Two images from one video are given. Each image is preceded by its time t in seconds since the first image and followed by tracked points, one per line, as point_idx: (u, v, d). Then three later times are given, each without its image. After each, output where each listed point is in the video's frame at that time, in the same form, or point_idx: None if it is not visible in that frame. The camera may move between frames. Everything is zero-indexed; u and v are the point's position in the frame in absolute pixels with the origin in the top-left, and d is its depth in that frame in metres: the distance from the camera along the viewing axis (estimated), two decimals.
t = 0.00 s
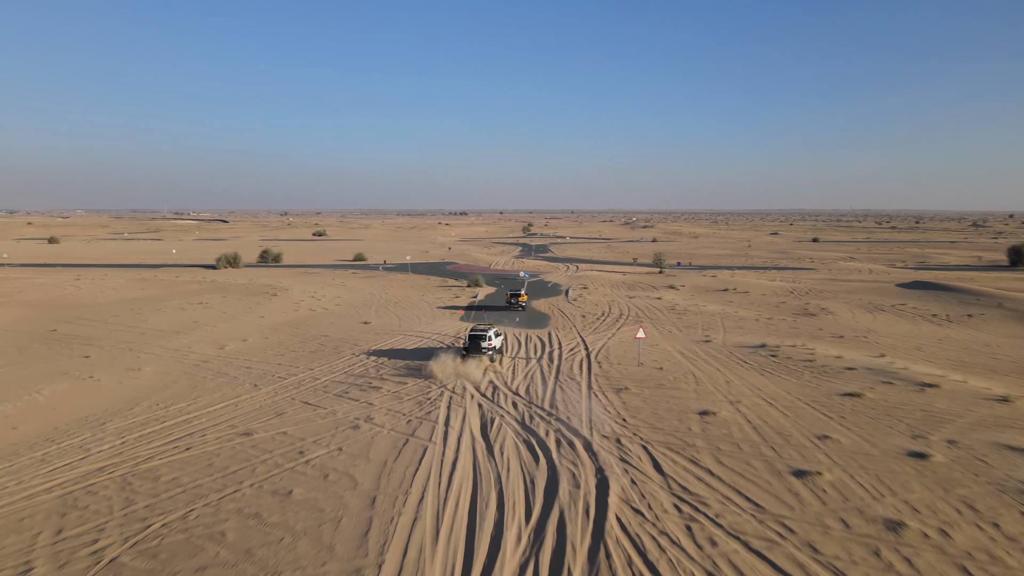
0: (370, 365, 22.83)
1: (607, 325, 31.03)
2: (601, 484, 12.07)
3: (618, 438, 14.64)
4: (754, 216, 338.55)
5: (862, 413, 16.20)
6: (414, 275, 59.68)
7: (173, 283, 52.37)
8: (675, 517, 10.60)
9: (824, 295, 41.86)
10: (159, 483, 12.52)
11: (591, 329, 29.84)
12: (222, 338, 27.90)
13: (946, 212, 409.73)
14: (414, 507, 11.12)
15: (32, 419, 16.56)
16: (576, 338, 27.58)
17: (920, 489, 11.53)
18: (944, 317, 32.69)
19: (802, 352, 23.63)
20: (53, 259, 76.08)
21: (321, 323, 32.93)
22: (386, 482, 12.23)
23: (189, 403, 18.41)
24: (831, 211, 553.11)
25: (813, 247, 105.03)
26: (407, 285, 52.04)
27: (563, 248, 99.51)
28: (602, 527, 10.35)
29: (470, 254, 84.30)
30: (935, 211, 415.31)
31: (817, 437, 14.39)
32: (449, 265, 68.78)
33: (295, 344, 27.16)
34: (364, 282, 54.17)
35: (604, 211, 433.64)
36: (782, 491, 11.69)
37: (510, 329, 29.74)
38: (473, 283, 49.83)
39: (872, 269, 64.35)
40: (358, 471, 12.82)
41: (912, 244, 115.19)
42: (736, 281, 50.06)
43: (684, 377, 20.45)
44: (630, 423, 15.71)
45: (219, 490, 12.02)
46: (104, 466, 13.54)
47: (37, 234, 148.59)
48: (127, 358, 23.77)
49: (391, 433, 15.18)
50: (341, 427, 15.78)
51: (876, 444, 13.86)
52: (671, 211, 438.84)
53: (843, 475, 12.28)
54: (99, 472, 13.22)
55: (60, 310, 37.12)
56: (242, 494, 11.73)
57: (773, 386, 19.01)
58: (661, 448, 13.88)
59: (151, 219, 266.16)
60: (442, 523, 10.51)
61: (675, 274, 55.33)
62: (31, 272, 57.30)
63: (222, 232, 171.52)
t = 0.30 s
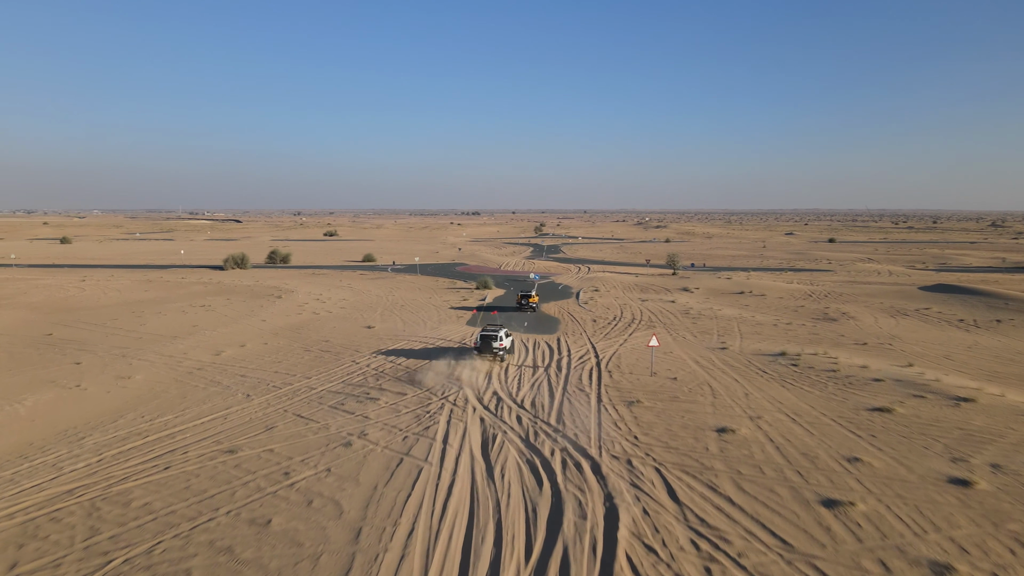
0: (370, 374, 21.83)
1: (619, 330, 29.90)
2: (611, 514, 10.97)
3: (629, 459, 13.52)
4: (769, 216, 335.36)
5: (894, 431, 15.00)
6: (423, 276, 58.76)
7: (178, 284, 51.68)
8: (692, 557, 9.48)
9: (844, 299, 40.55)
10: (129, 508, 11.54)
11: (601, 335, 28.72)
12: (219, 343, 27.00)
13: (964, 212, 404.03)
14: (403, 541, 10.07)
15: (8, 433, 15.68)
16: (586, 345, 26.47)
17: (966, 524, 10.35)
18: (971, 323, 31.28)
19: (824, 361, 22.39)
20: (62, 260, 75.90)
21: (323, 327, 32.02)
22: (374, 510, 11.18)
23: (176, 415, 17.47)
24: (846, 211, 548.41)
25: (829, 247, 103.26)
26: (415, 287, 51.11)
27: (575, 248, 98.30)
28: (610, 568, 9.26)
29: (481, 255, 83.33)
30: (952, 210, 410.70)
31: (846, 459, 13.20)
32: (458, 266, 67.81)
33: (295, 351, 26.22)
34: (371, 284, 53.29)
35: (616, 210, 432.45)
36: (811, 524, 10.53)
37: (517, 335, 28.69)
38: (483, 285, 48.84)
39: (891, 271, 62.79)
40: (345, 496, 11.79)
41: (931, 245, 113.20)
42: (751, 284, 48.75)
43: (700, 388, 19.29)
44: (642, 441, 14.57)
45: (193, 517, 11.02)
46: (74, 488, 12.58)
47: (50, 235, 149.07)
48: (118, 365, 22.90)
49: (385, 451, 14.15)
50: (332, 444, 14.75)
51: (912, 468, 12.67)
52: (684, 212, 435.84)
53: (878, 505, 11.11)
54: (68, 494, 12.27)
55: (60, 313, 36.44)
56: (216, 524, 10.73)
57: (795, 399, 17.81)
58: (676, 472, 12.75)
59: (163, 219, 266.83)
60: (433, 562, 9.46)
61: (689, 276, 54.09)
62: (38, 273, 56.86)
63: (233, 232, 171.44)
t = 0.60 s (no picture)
0: (367, 382, 20.80)
1: (629, 335, 28.79)
2: (620, 549, 9.87)
3: (640, 483, 12.39)
4: (780, 216, 332.88)
5: (928, 451, 13.79)
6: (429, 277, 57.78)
7: (180, 286, 50.86)
8: None
9: (862, 301, 39.24)
10: (91, 539, 10.55)
11: (610, 341, 27.58)
12: (213, 349, 26.03)
13: (978, 212, 399.83)
14: None
15: None
16: (594, 351, 25.36)
17: (1022, 566, 9.16)
18: (997, 328, 29.91)
19: (847, 370, 21.17)
20: (67, 260, 75.47)
21: (322, 331, 31.04)
22: (358, 543, 10.12)
23: (158, 428, 16.48)
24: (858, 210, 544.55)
25: (843, 248, 101.67)
26: (420, 289, 50.08)
27: (584, 249, 97.22)
28: None
29: (489, 255, 82.41)
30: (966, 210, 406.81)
31: (878, 484, 12.04)
32: (465, 267, 66.75)
33: (291, 357, 25.21)
34: (375, 285, 52.33)
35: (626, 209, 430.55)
36: (845, 563, 9.39)
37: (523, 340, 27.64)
38: (489, 286, 47.82)
39: (908, 272, 61.29)
40: (327, 526, 10.74)
41: (947, 245, 111.09)
42: (765, 286, 47.50)
43: (715, 399, 18.14)
44: (654, 461, 13.45)
45: (158, 551, 10.00)
46: (36, 514, 11.59)
47: (60, 235, 149.25)
48: (106, 373, 21.95)
49: (375, 472, 13.09)
50: (320, 463, 13.71)
51: (954, 497, 11.49)
52: (695, 211, 433.20)
53: (919, 540, 9.94)
54: (28, 521, 11.28)
55: (56, 315, 35.63)
56: (182, 559, 9.71)
57: (819, 413, 16.61)
58: (692, 499, 11.60)
59: (174, 219, 267.59)
60: None
61: (700, 277, 52.86)
62: (39, 274, 56.26)
63: (242, 232, 171.24)
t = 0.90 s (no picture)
0: (360, 393, 19.69)
1: (636, 341, 27.57)
2: None
3: (652, 510, 11.26)
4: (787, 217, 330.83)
5: (967, 474, 12.61)
6: (431, 279, 56.66)
7: (178, 288, 49.91)
8: None
9: (877, 305, 37.90)
10: None
11: (617, 346, 26.45)
12: (204, 355, 24.98)
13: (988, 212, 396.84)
14: None
15: None
16: (600, 358, 24.18)
17: None
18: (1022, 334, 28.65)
19: (868, 380, 19.99)
20: (68, 261, 74.70)
21: (318, 336, 29.93)
22: None
23: (135, 443, 15.44)
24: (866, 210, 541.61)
25: (854, 249, 100.22)
26: (422, 291, 49.02)
27: (590, 250, 96.01)
28: None
29: (493, 257, 81.27)
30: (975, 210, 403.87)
31: (917, 513, 10.87)
32: (470, 269, 65.65)
33: (284, 364, 24.15)
34: (377, 287, 51.31)
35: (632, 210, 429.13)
36: None
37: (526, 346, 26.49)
38: (492, 288, 46.65)
39: (922, 274, 59.79)
40: (304, 562, 9.66)
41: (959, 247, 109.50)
42: (776, 288, 46.19)
43: (730, 412, 16.96)
44: (667, 485, 12.31)
45: None
46: None
47: (64, 236, 148.84)
48: (88, 381, 20.92)
49: (362, 496, 11.99)
50: (303, 485, 12.63)
51: (1002, 529, 10.32)
52: (701, 212, 431.66)
53: None
54: None
55: (47, 319, 34.65)
56: None
57: (843, 429, 15.45)
58: (710, 530, 10.47)
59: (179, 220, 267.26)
60: None
61: (709, 279, 51.56)
62: (37, 275, 55.39)
63: (246, 232, 170.54)
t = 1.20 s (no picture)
0: (351, 404, 18.58)
1: (642, 347, 26.44)
2: None
3: (665, 542, 10.12)
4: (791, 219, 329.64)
5: (1012, 499, 11.45)
6: (431, 281, 55.54)
7: (172, 290, 48.87)
8: None
9: (890, 309, 36.71)
10: None
11: (622, 353, 25.32)
12: (190, 363, 23.89)
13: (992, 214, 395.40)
14: None
15: None
16: (604, 366, 23.05)
17: None
18: None
19: (890, 390, 18.83)
20: (64, 263, 73.79)
21: (312, 342, 28.81)
22: None
23: (105, 460, 14.35)
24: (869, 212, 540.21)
25: (860, 251, 98.98)
26: (422, 294, 47.92)
27: (593, 252, 95.01)
28: None
29: (495, 258, 80.18)
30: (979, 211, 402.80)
31: (962, 547, 9.73)
32: (471, 271, 64.56)
33: (274, 372, 23.04)
34: (376, 290, 50.25)
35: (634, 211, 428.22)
36: None
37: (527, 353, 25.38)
38: (494, 291, 45.52)
39: (932, 277, 58.55)
40: None
41: (967, 248, 108.04)
42: (784, 291, 44.97)
43: (745, 426, 15.83)
44: (680, 512, 11.16)
45: None
46: None
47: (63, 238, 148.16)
48: (65, 391, 19.82)
49: (345, 524, 10.87)
50: (281, 510, 11.52)
51: None
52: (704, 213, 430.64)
53: None
54: None
55: (33, 323, 33.59)
56: None
57: (869, 446, 14.29)
58: (731, 566, 9.33)
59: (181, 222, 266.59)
60: None
61: (715, 282, 50.38)
62: (30, 278, 54.39)
63: (246, 234, 169.55)
